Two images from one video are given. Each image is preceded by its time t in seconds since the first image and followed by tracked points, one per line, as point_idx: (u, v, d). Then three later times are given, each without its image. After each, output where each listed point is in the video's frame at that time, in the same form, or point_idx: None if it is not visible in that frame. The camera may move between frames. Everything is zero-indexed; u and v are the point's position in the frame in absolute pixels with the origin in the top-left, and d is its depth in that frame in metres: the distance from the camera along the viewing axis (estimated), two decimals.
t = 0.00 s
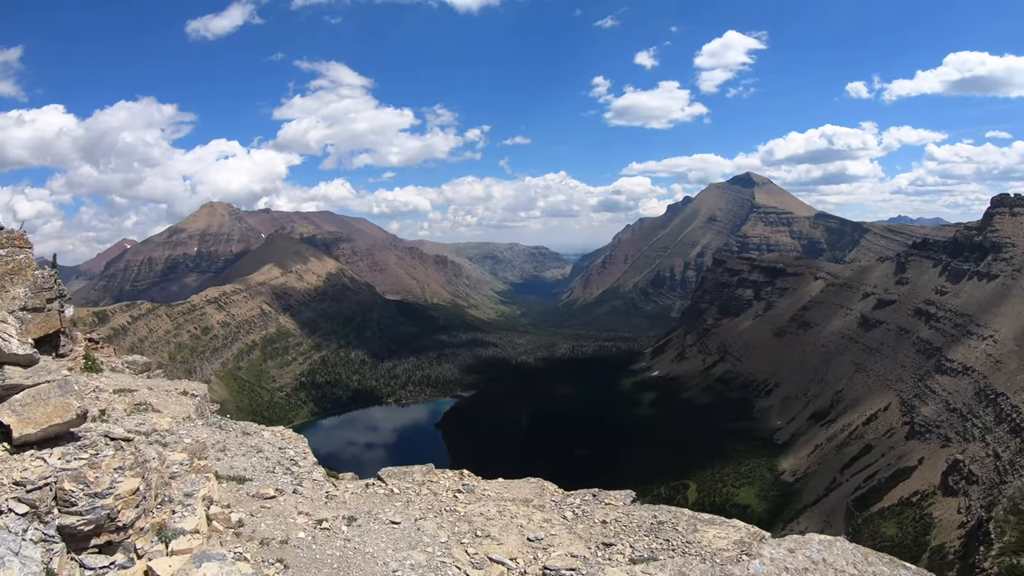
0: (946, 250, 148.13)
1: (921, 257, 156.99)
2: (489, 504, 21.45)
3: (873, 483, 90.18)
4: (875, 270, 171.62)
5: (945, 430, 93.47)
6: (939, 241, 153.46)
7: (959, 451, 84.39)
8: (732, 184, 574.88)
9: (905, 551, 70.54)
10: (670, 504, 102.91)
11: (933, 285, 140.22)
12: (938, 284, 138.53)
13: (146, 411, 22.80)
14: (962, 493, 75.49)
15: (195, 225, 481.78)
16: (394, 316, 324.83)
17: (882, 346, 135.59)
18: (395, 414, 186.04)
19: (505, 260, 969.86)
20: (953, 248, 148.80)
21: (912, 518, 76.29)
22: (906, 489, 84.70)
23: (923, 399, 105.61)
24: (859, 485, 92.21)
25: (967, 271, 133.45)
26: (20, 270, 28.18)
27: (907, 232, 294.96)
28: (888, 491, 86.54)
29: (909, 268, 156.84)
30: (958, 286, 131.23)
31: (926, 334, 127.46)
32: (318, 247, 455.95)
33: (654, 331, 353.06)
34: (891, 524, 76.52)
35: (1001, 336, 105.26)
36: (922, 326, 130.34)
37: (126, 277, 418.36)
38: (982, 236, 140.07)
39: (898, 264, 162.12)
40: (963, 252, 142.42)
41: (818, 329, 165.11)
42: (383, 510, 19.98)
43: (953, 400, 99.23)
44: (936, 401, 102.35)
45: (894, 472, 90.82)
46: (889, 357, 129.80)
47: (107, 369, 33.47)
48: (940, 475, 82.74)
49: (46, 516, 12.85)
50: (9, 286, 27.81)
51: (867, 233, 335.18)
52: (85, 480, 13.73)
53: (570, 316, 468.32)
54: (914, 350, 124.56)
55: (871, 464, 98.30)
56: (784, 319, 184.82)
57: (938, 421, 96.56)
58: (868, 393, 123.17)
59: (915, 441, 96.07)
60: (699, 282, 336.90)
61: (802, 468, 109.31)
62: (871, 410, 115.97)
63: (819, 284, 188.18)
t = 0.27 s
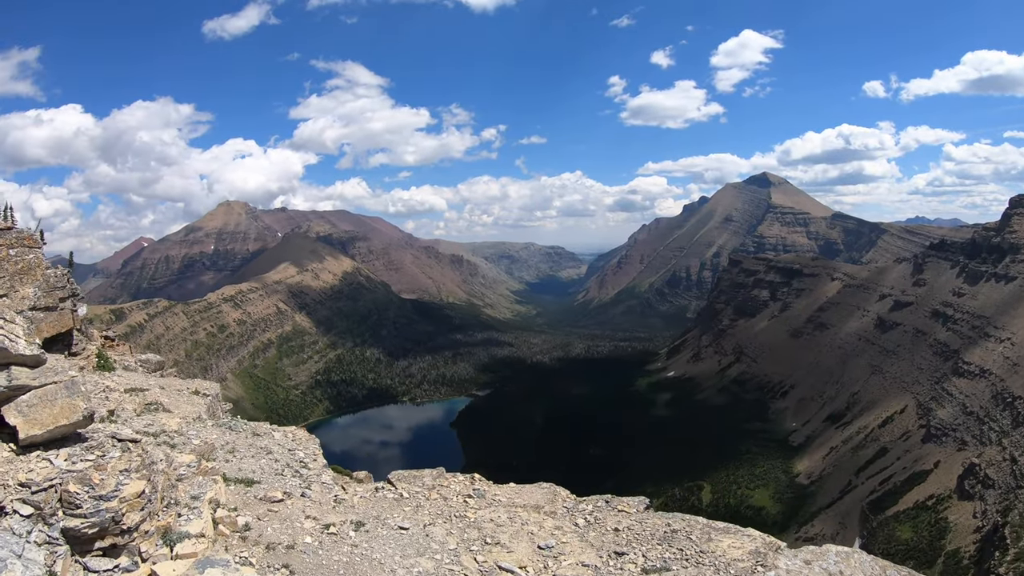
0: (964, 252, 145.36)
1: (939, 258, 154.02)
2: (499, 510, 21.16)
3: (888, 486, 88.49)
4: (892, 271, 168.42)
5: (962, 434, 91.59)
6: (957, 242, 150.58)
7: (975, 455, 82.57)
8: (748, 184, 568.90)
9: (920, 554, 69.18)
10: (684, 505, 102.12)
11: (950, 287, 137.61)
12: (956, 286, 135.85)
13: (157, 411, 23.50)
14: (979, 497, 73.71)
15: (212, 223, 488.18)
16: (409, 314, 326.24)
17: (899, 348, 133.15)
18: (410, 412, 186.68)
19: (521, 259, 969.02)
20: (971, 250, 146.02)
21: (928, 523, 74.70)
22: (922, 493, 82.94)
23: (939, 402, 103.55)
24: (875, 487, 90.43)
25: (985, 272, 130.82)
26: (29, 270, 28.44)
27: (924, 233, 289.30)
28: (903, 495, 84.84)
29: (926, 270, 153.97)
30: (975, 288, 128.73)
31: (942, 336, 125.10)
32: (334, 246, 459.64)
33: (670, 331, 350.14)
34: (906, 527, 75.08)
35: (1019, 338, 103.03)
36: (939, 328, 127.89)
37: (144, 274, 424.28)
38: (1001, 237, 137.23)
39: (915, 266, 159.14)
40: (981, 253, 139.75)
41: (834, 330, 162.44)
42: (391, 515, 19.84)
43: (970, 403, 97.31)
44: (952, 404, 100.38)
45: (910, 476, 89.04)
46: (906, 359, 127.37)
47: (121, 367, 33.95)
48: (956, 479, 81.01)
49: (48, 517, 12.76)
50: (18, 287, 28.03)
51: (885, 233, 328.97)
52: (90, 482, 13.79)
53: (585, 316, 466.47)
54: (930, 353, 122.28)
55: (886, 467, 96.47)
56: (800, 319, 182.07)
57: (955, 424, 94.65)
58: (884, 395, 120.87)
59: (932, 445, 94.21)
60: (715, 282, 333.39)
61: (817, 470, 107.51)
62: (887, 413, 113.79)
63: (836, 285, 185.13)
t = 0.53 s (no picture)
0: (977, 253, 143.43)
1: (952, 259, 151.72)
2: (510, 516, 21.21)
3: (900, 488, 87.07)
4: (905, 271, 165.90)
5: (974, 436, 90.11)
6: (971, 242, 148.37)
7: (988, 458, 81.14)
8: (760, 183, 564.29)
9: (930, 558, 68.04)
10: (695, 505, 101.43)
11: (963, 288, 135.60)
12: (970, 287, 133.84)
13: (164, 410, 23.89)
14: (990, 500, 72.37)
15: (225, 222, 492.84)
16: (421, 313, 327.47)
17: (912, 350, 131.16)
18: (421, 411, 187.22)
19: (532, 258, 968.28)
20: (984, 251, 143.94)
21: (939, 526, 73.55)
22: (933, 496, 81.57)
23: (952, 404, 101.86)
24: (886, 489, 88.97)
25: (1000, 273, 128.76)
26: (35, 268, 29.25)
27: (938, 233, 284.82)
28: (915, 497, 83.39)
29: (940, 271, 151.71)
30: (989, 289, 126.83)
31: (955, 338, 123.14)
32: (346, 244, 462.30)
33: (682, 331, 347.83)
34: (916, 530, 73.95)
35: None
36: (952, 329, 125.88)
37: (157, 272, 428.75)
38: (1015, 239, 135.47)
39: (929, 266, 156.79)
40: (995, 254, 137.95)
41: (847, 331, 160.27)
42: (399, 519, 20.02)
43: (983, 405, 95.80)
44: (965, 406, 98.79)
45: (922, 478, 87.55)
46: (918, 360, 125.39)
47: (132, 365, 34.40)
48: (968, 482, 79.53)
49: (52, 521, 12.86)
50: (24, 285, 28.69)
51: (898, 233, 323.91)
52: (93, 484, 13.95)
53: (597, 315, 464.89)
54: (943, 355, 120.43)
55: (898, 470, 94.94)
56: (812, 320, 179.86)
57: (967, 426, 93.15)
58: (897, 397, 119.05)
59: (943, 447, 92.64)
60: (728, 282, 330.77)
61: (829, 471, 106.01)
62: (899, 414, 112.04)
63: (849, 285, 182.76)
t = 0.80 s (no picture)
0: (989, 254, 141.46)
1: (964, 259, 149.85)
2: (522, 523, 21.51)
3: (910, 490, 85.76)
4: (916, 271, 163.89)
5: (985, 438, 88.73)
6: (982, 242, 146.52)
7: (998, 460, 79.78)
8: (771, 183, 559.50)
9: (939, 561, 67.05)
10: (704, 505, 100.86)
11: (976, 289, 133.80)
12: (982, 288, 131.99)
13: (171, 411, 24.17)
14: (1000, 503, 71.11)
15: (236, 220, 496.24)
16: (430, 312, 328.13)
17: (923, 351, 129.50)
18: (431, 409, 187.62)
19: (542, 257, 966.42)
20: (998, 251, 141.79)
21: (948, 529, 72.36)
22: (942, 499, 80.28)
23: (963, 406, 100.39)
24: (895, 491, 87.69)
25: (1013, 274, 126.88)
26: (39, 267, 29.16)
27: (949, 233, 281.27)
28: (924, 499, 82.12)
29: (951, 271, 149.88)
30: (1001, 290, 125.09)
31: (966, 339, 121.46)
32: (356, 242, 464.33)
33: (692, 331, 345.93)
34: (925, 533, 72.93)
35: None
36: (963, 331, 124.26)
37: (168, 269, 432.13)
38: None
39: (940, 267, 154.91)
40: (1009, 255, 135.88)
41: (857, 332, 158.51)
42: (409, 525, 20.18)
43: (994, 408, 94.32)
44: (976, 408, 97.30)
45: (931, 480, 86.21)
46: (929, 361, 123.75)
47: (140, 363, 34.56)
48: (977, 485, 78.17)
49: (53, 527, 13.03)
50: (28, 284, 28.68)
51: (909, 234, 319.88)
52: (94, 488, 14.09)
53: (606, 314, 463.40)
54: (954, 356, 118.79)
55: (907, 472, 93.55)
56: (823, 320, 178.01)
57: (978, 428, 91.74)
58: (907, 398, 117.52)
59: (954, 449, 91.23)
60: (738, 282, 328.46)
61: (838, 472, 104.75)
62: (910, 416, 110.51)
63: (860, 286, 180.74)
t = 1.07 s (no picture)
0: (1003, 255, 139.23)
1: (976, 261, 147.55)
2: (538, 533, 21.75)
3: (921, 493, 84.27)
4: (928, 273, 161.64)
5: (996, 441, 87.18)
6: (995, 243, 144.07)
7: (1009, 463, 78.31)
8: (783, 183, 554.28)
9: (949, 565, 65.78)
10: (713, 507, 100.32)
11: (988, 290, 131.83)
12: (994, 289, 130.01)
13: (179, 413, 24.51)
14: (1012, 506, 69.73)
15: (248, 219, 500.24)
16: (440, 311, 328.62)
17: (934, 353, 127.52)
18: (441, 408, 187.84)
19: (553, 257, 964.25)
20: (1012, 253, 139.49)
21: (959, 532, 71.00)
22: (953, 502, 78.86)
23: (975, 408, 98.74)
24: (905, 494, 86.30)
25: None
26: (44, 267, 29.09)
27: (962, 234, 277.11)
28: (934, 502, 80.70)
29: (963, 273, 147.64)
30: (1014, 292, 123.15)
31: (979, 341, 119.60)
32: (367, 242, 466.53)
33: (703, 332, 343.63)
34: (935, 537, 71.60)
35: None
36: (976, 333, 122.29)
37: (179, 268, 435.64)
38: None
39: (952, 268, 152.74)
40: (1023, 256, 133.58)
41: (869, 333, 156.50)
42: (422, 534, 20.28)
43: (1007, 410, 92.64)
44: (989, 410, 95.66)
45: (943, 483, 84.54)
46: (941, 363, 121.85)
47: (149, 363, 34.85)
48: (989, 488, 76.50)
49: (54, 537, 12.90)
50: (32, 284, 28.45)
51: (921, 235, 315.37)
52: (98, 496, 13.86)
53: (617, 315, 461.37)
54: (966, 358, 117.02)
55: (918, 475, 91.96)
56: (835, 321, 175.73)
57: (990, 431, 90.11)
58: (919, 400, 115.81)
59: (965, 452, 89.54)
60: (750, 283, 325.73)
61: (849, 475, 103.33)
62: (921, 418, 108.83)
63: (872, 287, 178.46)
